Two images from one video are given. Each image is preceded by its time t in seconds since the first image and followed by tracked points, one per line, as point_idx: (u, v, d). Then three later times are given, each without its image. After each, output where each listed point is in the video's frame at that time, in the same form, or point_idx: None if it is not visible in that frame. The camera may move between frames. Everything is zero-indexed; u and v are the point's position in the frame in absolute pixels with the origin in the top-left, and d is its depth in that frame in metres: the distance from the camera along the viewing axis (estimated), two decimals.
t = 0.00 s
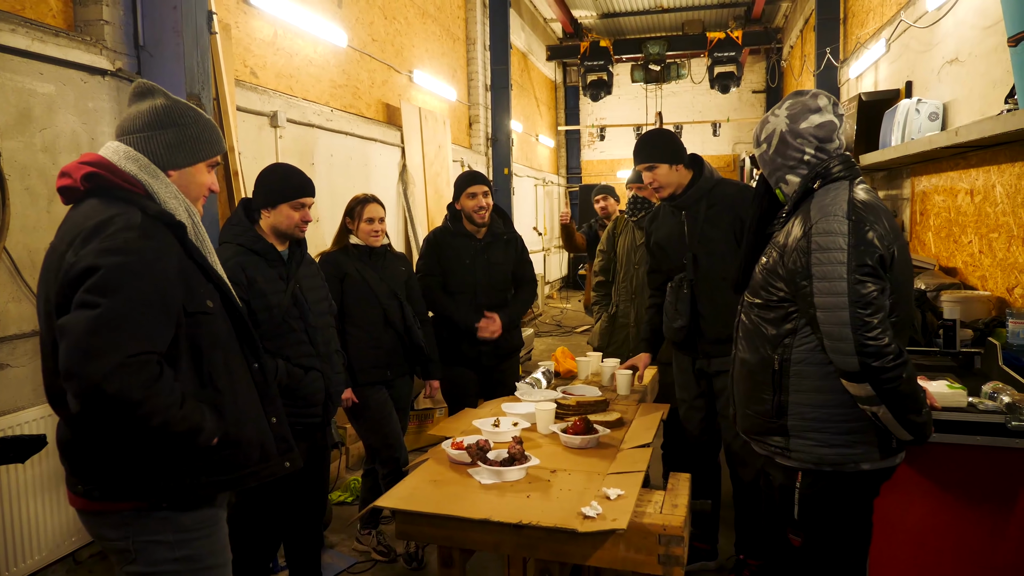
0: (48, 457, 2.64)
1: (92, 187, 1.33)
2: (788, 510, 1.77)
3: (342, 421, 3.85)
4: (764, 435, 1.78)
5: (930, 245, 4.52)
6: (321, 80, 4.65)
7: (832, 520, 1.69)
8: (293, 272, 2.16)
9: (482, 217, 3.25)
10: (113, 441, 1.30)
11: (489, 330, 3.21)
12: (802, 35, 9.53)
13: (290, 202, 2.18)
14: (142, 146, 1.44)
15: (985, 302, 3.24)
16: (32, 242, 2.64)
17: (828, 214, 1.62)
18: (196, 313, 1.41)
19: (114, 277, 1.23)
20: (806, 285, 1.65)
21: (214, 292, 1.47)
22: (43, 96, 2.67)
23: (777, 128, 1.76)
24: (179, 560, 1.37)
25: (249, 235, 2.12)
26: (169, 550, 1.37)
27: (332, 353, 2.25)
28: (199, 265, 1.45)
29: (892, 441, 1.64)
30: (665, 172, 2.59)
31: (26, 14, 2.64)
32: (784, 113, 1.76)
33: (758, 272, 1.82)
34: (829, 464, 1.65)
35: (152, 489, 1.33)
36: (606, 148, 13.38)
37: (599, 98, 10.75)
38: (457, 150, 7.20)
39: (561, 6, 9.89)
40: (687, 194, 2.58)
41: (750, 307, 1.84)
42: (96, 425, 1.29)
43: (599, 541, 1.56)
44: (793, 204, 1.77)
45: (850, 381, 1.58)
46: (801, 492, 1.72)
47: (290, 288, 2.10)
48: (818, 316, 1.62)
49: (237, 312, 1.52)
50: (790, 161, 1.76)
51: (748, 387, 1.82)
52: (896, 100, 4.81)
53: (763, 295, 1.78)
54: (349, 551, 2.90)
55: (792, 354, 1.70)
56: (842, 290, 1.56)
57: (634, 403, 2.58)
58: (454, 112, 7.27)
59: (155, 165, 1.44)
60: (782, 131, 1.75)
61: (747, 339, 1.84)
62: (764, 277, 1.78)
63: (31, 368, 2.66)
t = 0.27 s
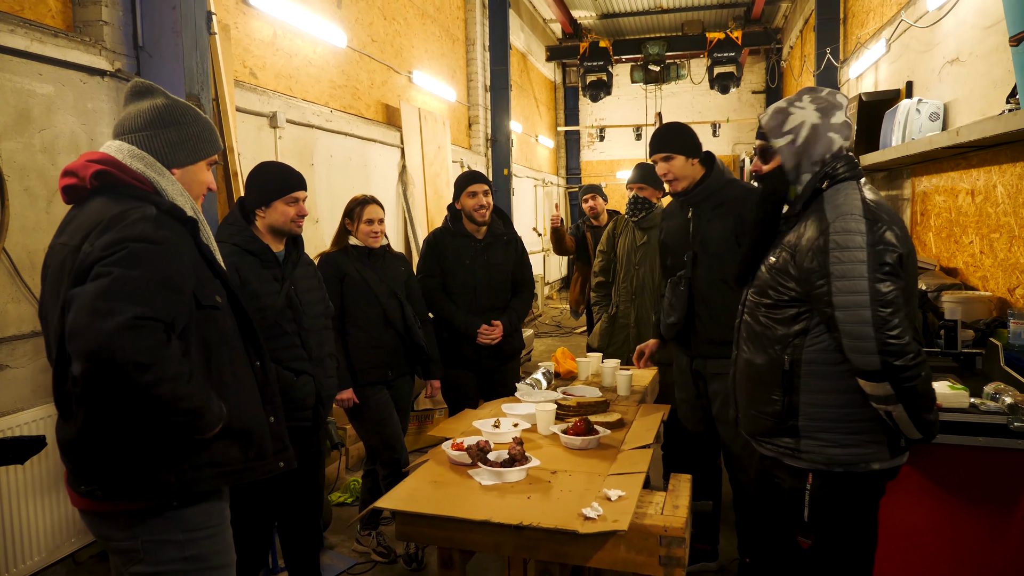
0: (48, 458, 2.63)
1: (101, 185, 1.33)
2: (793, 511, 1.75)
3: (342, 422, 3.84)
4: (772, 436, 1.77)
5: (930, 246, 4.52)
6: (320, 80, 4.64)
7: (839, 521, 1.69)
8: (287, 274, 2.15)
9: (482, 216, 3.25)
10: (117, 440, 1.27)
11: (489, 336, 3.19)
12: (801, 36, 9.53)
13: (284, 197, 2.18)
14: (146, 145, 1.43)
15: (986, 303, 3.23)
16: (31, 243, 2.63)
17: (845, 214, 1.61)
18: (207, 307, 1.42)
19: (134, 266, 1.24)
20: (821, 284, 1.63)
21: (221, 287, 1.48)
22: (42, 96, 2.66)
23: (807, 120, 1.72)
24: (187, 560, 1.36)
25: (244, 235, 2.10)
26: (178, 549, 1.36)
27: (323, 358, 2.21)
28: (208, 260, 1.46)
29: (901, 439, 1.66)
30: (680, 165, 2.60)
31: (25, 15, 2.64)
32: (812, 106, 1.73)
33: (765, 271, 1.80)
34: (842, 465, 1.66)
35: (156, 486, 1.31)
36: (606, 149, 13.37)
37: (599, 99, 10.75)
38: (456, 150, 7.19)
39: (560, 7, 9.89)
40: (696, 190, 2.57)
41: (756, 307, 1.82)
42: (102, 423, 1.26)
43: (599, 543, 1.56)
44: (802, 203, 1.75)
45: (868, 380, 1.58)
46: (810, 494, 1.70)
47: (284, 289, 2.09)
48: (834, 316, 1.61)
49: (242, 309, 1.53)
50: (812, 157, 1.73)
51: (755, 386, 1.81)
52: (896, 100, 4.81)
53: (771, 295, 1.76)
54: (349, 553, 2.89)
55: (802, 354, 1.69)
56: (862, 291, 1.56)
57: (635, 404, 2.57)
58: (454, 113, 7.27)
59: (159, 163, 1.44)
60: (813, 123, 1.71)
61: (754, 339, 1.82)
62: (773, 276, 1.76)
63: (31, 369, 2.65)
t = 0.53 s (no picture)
0: (48, 457, 2.62)
1: (102, 181, 1.32)
2: (806, 509, 1.76)
3: (343, 421, 3.83)
4: (793, 435, 1.74)
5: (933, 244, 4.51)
6: (321, 78, 4.63)
7: (854, 514, 1.72)
8: (270, 276, 2.14)
9: (481, 213, 3.23)
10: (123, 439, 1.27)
11: (492, 331, 3.18)
12: (803, 34, 9.50)
13: (271, 194, 2.16)
14: (145, 142, 1.42)
15: (989, 301, 3.21)
16: (31, 242, 2.62)
17: (887, 209, 1.62)
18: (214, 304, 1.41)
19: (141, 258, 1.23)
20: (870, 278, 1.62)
21: (225, 285, 1.47)
22: (41, 94, 2.65)
23: (839, 114, 1.77)
24: (187, 560, 1.36)
25: (231, 236, 2.08)
26: (178, 549, 1.36)
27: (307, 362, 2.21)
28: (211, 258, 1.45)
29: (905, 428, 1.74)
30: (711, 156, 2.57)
31: (24, 12, 2.62)
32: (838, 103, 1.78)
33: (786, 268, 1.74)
34: (868, 458, 1.68)
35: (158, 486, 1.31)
36: (607, 147, 13.36)
37: (600, 97, 10.73)
38: (457, 148, 7.18)
39: (561, 5, 9.87)
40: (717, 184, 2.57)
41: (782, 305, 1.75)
42: (105, 423, 1.25)
43: (602, 543, 1.55)
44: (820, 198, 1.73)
45: (917, 371, 1.60)
46: (829, 490, 1.71)
47: (267, 291, 2.07)
48: (885, 309, 1.61)
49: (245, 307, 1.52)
50: (841, 151, 1.76)
51: (773, 386, 1.77)
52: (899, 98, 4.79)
53: (800, 291, 1.71)
54: (350, 551, 2.89)
55: (838, 350, 1.67)
56: (916, 284, 1.58)
57: (637, 403, 2.56)
58: (454, 111, 7.26)
59: (160, 160, 1.43)
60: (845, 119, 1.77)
61: (777, 338, 1.76)
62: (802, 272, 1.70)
63: (31, 367, 2.64)
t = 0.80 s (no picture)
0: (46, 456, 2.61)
1: (83, 182, 1.31)
2: (800, 500, 1.77)
3: (342, 421, 3.82)
4: (789, 431, 1.74)
5: (934, 246, 4.50)
6: (322, 77, 4.62)
7: (846, 502, 1.76)
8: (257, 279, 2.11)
9: (476, 216, 3.23)
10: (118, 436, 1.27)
11: (492, 334, 3.15)
12: (804, 35, 9.49)
13: (269, 195, 2.17)
14: (133, 140, 1.40)
15: (990, 303, 3.20)
16: (29, 240, 2.61)
17: (879, 208, 1.66)
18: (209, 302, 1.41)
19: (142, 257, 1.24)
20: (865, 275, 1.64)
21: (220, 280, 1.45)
22: (41, 92, 2.64)
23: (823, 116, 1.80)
24: (179, 563, 1.35)
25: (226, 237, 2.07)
26: (171, 552, 1.35)
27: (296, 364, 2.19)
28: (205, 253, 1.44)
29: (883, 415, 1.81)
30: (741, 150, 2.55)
31: (24, 10, 2.61)
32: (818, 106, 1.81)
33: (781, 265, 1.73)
34: (857, 446, 1.73)
35: (153, 484, 1.30)
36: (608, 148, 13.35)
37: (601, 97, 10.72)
38: (458, 148, 7.18)
39: (562, 5, 9.87)
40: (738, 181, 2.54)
41: (777, 304, 1.74)
42: (99, 424, 1.26)
43: (603, 545, 1.54)
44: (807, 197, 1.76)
45: (907, 364, 1.65)
46: (825, 481, 1.73)
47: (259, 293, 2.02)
48: (880, 305, 1.64)
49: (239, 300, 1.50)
50: (825, 152, 1.79)
51: (768, 384, 1.76)
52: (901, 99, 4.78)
53: (797, 288, 1.71)
54: (348, 553, 2.88)
55: (833, 345, 1.69)
56: (909, 280, 1.63)
57: (637, 404, 2.55)
58: (456, 111, 7.25)
59: (147, 159, 1.42)
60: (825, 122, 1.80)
61: (772, 336, 1.75)
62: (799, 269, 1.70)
63: (29, 367, 2.63)
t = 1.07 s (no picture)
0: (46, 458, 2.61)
1: (78, 181, 1.30)
2: (771, 487, 1.89)
3: (339, 423, 3.81)
4: (764, 426, 1.87)
5: (931, 250, 4.50)
6: (320, 79, 4.61)
7: (813, 489, 1.88)
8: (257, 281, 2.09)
9: (477, 215, 3.22)
10: (117, 436, 1.26)
11: (488, 340, 3.15)
12: (803, 39, 9.50)
13: (268, 196, 2.17)
14: (129, 140, 1.40)
15: (989, 307, 3.21)
16: (26, 241, 2.60)
17: (846, 221, 1.83)
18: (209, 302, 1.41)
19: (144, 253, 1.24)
20: (832, 282, 1.80)
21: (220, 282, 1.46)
22: (38, 92, 2.63)
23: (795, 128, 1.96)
24: (178, 566, 1.34)
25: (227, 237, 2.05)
26: (169, 556, 1.34)
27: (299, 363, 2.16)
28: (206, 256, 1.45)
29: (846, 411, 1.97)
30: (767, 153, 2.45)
31: (21, 9, 2.60)
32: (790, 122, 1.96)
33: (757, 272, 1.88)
34: (825, 441, 1.88)
35: (153, 484, 1.29)
36: (606, 150, 13.34)
37: (600, 100, 10.72)
38: (457, 150, 7.17)
39: (561, 7, 9.87)
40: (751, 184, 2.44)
41: (752, 308, 1.89)
42: (99, 426, 1.25)
43: (600, 550, 1.53)
44: (781, 208, 1.92)
45: (869, 363, 1.82)
46: (797, 467, 1.85)
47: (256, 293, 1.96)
48: (846, 310, 1.80)
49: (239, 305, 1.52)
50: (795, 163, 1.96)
51: (744, 383, 1.90)
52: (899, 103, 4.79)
53: (769, 294, 1.86)
54: (346, 556, 2.87)
55: (803, 346, 1.85)
56: (872, 287, 1.79)
57: (636, 407, 2.54)
58: (454, 112, 7.25)
59: (144, 159, 1.41)
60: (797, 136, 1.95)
61: (746, 338, 1.90)
62: (772, 276, 1.85)
63: (25, 368, 2.62)
